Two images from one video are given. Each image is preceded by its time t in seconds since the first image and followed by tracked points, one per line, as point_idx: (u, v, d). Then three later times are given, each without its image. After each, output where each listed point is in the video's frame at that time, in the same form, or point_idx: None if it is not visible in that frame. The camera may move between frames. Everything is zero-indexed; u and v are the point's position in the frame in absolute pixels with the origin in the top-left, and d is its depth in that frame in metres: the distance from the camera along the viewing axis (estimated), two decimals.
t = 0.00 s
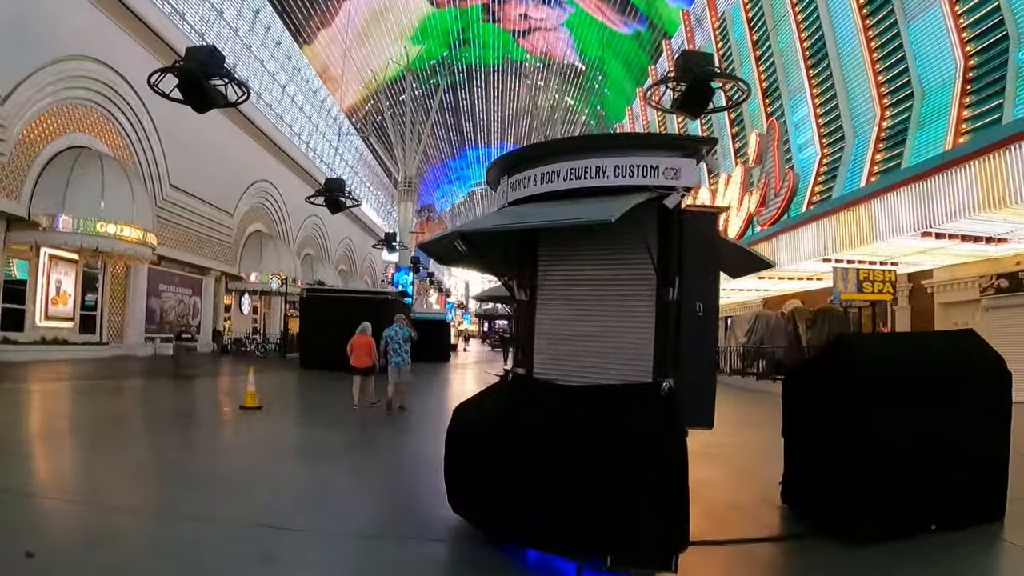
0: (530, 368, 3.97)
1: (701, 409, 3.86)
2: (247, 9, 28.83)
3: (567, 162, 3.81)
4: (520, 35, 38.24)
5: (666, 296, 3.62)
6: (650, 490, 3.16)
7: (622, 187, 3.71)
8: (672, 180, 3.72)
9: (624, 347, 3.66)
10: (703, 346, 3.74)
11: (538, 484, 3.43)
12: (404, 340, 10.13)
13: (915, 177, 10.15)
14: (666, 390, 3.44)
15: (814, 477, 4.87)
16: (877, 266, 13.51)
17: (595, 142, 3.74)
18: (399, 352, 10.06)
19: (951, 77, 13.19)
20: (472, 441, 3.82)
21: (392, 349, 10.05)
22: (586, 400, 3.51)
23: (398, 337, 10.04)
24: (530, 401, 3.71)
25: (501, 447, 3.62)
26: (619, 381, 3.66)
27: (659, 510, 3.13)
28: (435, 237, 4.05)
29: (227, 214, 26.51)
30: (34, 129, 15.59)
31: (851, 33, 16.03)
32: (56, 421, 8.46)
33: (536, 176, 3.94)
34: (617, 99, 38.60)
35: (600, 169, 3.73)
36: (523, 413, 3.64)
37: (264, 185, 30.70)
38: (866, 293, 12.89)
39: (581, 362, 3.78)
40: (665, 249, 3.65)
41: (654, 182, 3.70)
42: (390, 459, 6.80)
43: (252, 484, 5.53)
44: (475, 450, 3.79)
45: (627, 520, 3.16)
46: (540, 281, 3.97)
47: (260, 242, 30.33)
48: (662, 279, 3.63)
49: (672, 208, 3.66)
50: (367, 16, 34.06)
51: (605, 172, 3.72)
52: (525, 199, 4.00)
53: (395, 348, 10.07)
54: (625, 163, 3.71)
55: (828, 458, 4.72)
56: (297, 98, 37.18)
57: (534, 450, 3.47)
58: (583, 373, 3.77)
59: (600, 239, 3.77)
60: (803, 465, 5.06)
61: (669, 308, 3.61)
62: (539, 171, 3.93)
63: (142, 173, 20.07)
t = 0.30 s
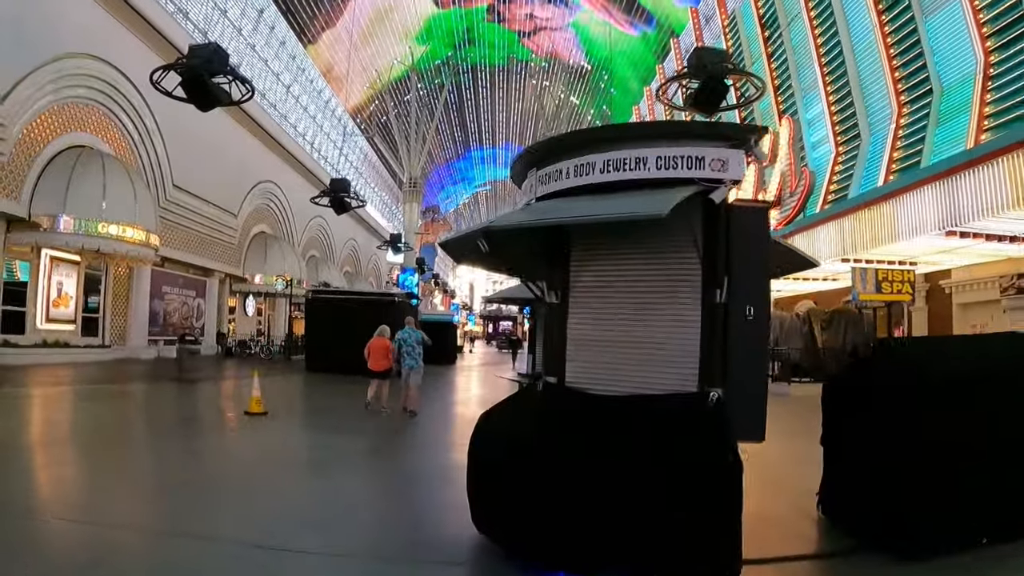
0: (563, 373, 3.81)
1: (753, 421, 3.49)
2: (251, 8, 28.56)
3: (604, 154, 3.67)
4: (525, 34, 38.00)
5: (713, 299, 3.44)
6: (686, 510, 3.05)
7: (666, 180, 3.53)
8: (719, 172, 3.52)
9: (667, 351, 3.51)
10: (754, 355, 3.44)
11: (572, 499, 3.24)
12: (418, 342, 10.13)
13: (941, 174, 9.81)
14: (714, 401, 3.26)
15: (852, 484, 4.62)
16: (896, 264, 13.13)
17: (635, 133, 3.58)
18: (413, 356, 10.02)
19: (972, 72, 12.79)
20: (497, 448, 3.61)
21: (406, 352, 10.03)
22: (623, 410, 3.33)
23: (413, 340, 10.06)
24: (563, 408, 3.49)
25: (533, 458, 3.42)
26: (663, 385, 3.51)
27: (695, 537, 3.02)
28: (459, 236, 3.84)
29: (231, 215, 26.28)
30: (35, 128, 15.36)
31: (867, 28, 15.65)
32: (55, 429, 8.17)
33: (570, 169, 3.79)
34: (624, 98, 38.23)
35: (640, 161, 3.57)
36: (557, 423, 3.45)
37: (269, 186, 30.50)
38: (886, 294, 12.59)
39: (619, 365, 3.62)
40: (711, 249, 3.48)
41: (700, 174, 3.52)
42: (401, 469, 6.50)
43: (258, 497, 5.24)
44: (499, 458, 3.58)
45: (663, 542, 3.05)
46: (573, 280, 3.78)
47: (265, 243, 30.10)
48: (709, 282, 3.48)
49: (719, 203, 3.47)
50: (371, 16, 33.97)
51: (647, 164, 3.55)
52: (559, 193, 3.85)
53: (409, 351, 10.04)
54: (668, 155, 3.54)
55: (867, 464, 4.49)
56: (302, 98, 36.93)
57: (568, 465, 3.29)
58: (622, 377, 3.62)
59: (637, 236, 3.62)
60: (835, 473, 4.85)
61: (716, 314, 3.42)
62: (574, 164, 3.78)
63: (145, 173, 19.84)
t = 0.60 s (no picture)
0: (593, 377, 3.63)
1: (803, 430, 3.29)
2: (253, 5, 28.23)
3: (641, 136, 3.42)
4: (529, 32, 37.77)
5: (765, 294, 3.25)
6: (729, 517, 2.93)
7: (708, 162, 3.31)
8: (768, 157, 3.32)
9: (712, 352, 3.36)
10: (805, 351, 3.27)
11: (605, 508, 3.08)
12: (422, 343, 9.86)
13: (963, 168, 9.45)
14: (767, 406, 2.97)
15: (884, 492, 4.36)
16: (914, 262, 12.83)
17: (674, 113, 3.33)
18: (417, 356, 9.77)
19: (992, 65, 12.42)
20: (510, 459, 3.34)
21: (410, 352, 9.81)
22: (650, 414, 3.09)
23: (416, 339, 9.83)
24: (581, 413, 3.22)
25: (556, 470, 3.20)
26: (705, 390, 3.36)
27: (740, 543, 2.91)
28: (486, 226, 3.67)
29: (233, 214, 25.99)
30: (32, 124, 15.14)
31: (882, 22, 15.31)
32: (52, 433, 7.91)
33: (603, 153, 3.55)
34: (630, 97, 37.85)
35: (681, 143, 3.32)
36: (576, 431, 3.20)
37: (271, 185, 30.24)
38: (902, 292, 12.29)
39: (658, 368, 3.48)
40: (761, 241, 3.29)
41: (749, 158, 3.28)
42: (410, 475, 6.23)
43: (262, 510, 4.97)
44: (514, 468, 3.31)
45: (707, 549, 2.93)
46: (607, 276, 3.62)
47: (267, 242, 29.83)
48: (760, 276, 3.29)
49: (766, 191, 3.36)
50: (374, 14, 33.83)
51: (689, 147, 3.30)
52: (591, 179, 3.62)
53: (413, 352, 9.83)
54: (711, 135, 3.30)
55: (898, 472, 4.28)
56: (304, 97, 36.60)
57: (599, 471, 3.12)
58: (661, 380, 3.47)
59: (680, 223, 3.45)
60: (867, 475, 4.58)
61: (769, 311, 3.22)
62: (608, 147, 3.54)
63: (144, 170, 19.57)
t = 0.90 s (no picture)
0: (633, 385, 3.36)
1: (878, 441, 2.99)
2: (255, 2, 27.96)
3: (691, 115, 3.12)
4: (532, 31, 37.70)
5: (829, 292, 2.97)
6: (784, 521, 2.62)
7: (767, 143, 3.01)
8: (835, 136, 3.01)
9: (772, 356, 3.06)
10: (875, 350, 2.99)
11: (641, 513, 2.81)
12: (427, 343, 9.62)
13: (987, 164, 9.13)
14: (834, 415, 2.85)
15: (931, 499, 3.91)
16: (931, 262, 12.52)
17: (724, 91, 3.07)
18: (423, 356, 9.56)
19: (1012, 61, 12.06)
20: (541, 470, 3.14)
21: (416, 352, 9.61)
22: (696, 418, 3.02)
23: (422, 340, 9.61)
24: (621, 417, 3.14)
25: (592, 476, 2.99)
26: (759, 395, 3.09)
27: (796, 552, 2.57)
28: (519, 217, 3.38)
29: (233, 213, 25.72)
30: (28, 120, 14.86)
31: (896, 17, 14.97)
32: (43, 437, 7.56)
33: (648, 133, 3.24)
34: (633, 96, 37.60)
35: (737, 124, 3.04)
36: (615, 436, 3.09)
37: (272, 183, 29.96)
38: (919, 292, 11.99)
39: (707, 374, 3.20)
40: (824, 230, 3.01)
41: (813, 139, 3.00)
42: (419, 483, 5.88)
43: (265, 521, 4.63)
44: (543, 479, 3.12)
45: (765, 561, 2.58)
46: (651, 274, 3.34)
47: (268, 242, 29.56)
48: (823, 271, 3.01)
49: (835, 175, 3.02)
50: (376, 11, 33.68)
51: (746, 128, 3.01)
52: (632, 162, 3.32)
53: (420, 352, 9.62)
54: (771, 113, 3.00)
55: (946, 482, 3.81)
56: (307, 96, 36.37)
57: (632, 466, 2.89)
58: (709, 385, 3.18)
59: (740, 211, 3.16)
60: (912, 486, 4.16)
61: (834, 309, 2.95)
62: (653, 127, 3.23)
63: (144, 168, 19.31)
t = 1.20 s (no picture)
0: (678, 395, 3.76)
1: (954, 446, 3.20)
2: None
3: (745, 94, 3.46)
4: (533, 30, 37.85)
5: (898, 289, 3.30)
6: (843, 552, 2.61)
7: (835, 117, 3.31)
8: (900, 115, 3.32)
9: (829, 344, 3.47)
10: (946, 363, 3.27)
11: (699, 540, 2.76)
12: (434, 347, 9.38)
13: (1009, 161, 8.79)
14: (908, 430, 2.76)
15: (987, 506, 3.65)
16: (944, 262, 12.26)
17: (789, 68, 3.38)
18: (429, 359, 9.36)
19: None
20: (583, 497, 2.95)
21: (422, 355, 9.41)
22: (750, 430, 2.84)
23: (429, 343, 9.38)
24: (663, 435, 2.90)
25: (645, 502, 2.84)
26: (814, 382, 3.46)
27: None
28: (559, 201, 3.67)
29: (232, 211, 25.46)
30: (24, 116, 14.63)
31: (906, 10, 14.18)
32: (40, 441, 7.35)
33: (696, 114, 3.59)
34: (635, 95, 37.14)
35: (797, 102, 3.36)
36: (662, 456, 2.88)
37: (271, 182, 29.66)
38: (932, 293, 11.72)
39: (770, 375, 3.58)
40: (890, 228, 3.36)
41: (880, 119, 3.32)
42: (429, 487, 5.70)
43: (276, 532, 4.44)
44: (586, 507, 2.94)
45: None
46: (701, 266, 3.75)
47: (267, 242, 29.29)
48: (892, 273, 3.35)
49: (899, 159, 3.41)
50: (377, 9, 33.51)
51: (806, 106, 3.33)
52: (684, 142, 3.65)
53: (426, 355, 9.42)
54: (834, 91, 3.32)
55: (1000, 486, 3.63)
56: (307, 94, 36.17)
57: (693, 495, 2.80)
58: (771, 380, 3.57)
59: (806, 199, 3.56)
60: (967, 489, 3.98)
61: (904, 303, 3.28)
62: (702, 107, 3.57)
63: (141, 166, 19.08)
